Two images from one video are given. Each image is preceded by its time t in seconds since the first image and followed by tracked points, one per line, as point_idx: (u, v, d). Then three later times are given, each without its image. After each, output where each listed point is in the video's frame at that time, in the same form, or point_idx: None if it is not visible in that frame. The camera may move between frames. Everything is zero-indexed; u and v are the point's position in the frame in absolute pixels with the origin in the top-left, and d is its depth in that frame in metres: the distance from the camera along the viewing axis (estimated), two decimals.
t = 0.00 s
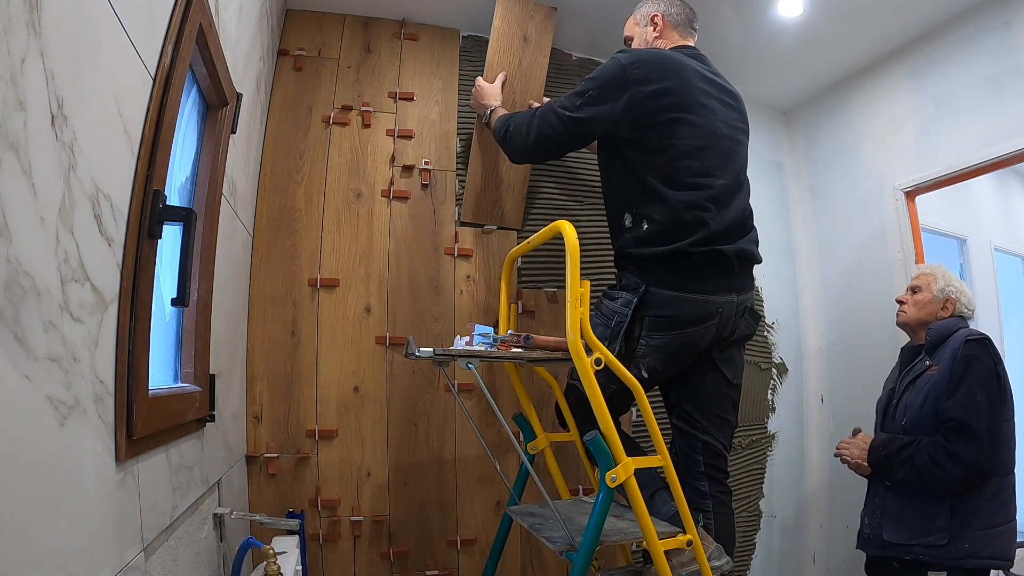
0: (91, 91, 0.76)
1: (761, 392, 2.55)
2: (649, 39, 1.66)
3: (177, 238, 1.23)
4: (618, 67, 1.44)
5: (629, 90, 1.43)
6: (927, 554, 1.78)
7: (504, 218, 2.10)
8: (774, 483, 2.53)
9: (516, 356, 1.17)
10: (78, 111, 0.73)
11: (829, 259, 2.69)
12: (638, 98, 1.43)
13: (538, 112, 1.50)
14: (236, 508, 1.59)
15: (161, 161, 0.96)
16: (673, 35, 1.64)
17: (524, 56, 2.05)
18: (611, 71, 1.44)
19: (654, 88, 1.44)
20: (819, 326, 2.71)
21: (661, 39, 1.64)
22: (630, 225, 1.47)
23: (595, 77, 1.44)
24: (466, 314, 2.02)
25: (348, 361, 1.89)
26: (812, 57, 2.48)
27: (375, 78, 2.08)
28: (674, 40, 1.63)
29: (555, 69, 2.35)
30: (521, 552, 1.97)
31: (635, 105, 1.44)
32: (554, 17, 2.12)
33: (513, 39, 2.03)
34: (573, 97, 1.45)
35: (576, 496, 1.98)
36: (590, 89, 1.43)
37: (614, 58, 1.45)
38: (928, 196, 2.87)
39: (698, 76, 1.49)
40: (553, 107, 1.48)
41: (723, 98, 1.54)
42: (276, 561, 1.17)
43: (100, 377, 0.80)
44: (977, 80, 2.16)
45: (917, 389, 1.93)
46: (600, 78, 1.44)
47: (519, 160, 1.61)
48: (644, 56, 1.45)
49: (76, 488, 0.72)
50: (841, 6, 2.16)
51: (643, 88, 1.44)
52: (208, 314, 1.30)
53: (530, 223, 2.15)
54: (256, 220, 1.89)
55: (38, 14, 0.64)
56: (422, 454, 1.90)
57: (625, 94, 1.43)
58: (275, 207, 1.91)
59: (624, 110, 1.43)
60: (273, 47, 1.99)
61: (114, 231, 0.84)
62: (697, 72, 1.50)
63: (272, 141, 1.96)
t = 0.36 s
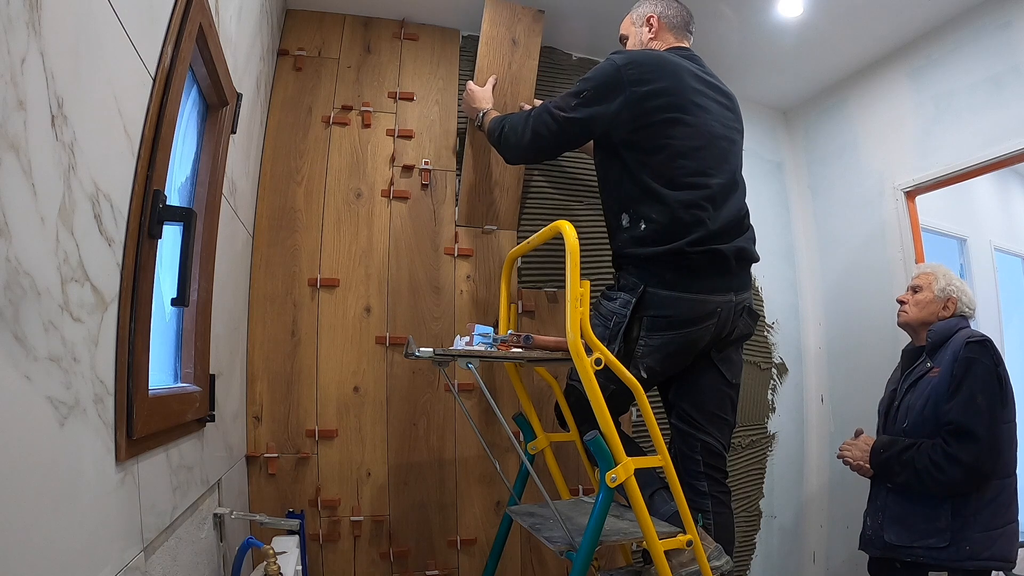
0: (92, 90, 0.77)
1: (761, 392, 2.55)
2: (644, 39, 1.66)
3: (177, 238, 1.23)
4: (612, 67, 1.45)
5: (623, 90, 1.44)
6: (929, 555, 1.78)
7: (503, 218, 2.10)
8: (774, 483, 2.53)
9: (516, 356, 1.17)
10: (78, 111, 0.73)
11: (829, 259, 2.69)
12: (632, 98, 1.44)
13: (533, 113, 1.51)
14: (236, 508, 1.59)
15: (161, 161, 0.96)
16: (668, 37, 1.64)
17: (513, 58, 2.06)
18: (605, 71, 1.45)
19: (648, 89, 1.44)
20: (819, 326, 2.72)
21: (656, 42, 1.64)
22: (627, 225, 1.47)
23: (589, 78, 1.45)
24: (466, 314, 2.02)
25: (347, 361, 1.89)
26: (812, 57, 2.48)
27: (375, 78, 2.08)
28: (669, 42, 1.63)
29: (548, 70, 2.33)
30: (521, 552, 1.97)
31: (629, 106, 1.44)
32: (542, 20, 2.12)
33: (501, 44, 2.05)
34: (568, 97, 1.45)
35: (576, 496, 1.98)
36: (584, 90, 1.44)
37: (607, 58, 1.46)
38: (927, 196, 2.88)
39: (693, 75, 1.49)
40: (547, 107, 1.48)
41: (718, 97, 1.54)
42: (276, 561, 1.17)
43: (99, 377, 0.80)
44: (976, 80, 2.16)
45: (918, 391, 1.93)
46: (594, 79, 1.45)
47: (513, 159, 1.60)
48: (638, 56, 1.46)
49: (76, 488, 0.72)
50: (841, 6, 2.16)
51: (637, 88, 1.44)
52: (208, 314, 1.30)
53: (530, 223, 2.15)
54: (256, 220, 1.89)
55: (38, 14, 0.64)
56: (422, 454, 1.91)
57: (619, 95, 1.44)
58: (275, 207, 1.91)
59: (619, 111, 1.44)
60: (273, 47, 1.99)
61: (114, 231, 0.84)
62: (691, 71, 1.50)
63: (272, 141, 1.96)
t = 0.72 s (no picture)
0: (92, 91, 0.77)
1: (761, 392, 2.55)
2: (644, 36, 1.66)
3: (177, 238, 1.23)
4: (611, 66, 1.46)
5: (621, 89, 1.45)
6: (931, 554, 1.78)
7: (503, 218, 2.10)
8: (774, 483, 2.53)
9: (516, 356, 1.17)
10: (78, 111, 0.73)
11: (829, 259, 2.69)
12: (630, 97, 1.45)
13: (531, 108, 1.54)
14: (236, 508, 1.59)
15: (161, 161, 0.97)
16: (667, 41, 1.64)
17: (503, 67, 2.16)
18: (603, 70, 1.46)
19: (646, 88, 1.44)
20: (819, 326, 2.71)
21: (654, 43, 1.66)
22: (628, 225, 1.47)
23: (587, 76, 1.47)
24: (466, 314, 2.02)
25: (347, 361, 1.89)
26: (812, 57, 2.48)
27: (375, 78, 2.09)
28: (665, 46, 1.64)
29: (545, 69, 2.33)
30: (521, 552, 1.97)
31: (627, 105, 1.45)
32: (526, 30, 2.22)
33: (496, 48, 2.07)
34: (566, 95, 1.48)
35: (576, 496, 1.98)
36: (581, 87, 1.46)
37: (606, 57, 1.47)
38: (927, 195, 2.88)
39: (691, 75, 1.49)
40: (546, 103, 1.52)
41: (717, 97, 1.54)
42: (276, 561, 1.17)
43: (99, 377, 0.80)
44: (976, 80, 2.16)
45: (917, 390, 1.94)
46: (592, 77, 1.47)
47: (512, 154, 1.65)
48: (637, 55, 1.46)
49: (76, 488, 0.72)
50: (841, 6, 2.16)
51: (636, 87, 1.45)
52: (209, 314, 1.30)
53: (530, 223, 2.15)
54: (256, 220, 1.89)
55: (38, 14, 0.64)
56: (422, 454, 1.91)
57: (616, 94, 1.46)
58: (275, 207, 1.91)
59: (616, 109, 1.45)
60: (273, 47, 1.99)
61: (114, 231, 0.84)
62: (690, 71, 1.50)
63: (272, 141, 1.96)
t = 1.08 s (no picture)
0: (93, 92, 0.77)
1: (761, 392, 2.55)
2: (646, 35, 1.67)
3: (177, 238, 1.23)
4: (610, 67, 1.46)
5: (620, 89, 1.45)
6: (928, 548, 1.79)
7: (503, 218, 2.11)
8: (774, 483, 2.53)
9: (516, 356, 1.17)
10: (78, 111, 0.73)
11: (829, 259, 2.69)
12: (629, 97, 1.45)
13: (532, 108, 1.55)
14: (236, 508, 1.59)
15: (160, 161, 0.96)
16: (667, 41, 1.65)
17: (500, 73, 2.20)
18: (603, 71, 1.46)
19: (645, 89, 1.44)
20: (819, 326, 2.71)
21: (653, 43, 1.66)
22: (628, 224, 1.47)
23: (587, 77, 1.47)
24: (466, 314, 2.02)
25: (348, 361, 1.89)
26: (812, 57, 2.48)
27: (375, 78, 2.08)
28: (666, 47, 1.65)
29: (542, 68, 2.33)
30: (521, 552, 1.97)
31: (627, 105, 1.45)
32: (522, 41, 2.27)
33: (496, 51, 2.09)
34: (566, 95, 1.48)
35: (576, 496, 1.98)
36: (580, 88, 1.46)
37: (605, 58, 1.47)
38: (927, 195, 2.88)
39: (691, 75, 1.49)
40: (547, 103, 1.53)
41: (717, 97, 1.54)
42: (276, 561, 1.17)
43: (100, 377, 0.80)
44: (976, 80, 2.17)
45: (916, 385, 1.95)
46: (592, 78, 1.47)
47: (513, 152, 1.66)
48: (637, 56, 1.46)
49: (77, 488, 0.72)
50: (841, 6, 2.16)
51: (635, 87, 1.45)
52: (209, 314, 1.30)
53: (530, 223, 2.14)
54: (256, 220, 1.89)
55: (38, 14, 0.64)
56: (422, 454, 1.91)
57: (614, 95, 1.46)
58: (275, 207, 1.91)
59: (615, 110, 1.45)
60: (273, 47, 1.99)
61: (114, 230, 0.84)
62: (689, 71, 1.49)
63: (272, 141, 1.96)
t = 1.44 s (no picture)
0: (93, 91, 0.77)
1: (761, 392, 2.55)
2: (645, 34, 1.67)
3: (177, 238, 1.23)
4: (609, 65, 1.46)
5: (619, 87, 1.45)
6: (928, 547, 1.79)
7: (503, 218, 2.11)
8: (774, 483, 2.53)
9: (516, 356, 1.17)
10: (78, 111, 0.73)
11: (829, 258, 2.69)
12: (629, 96, 1.45)
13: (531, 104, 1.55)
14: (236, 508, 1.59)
15: (161, 161, 0.97)
16: (667, 40, 1.65)
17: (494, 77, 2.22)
18: (603, 68, 1.46)
19: (645, 87, 1.44)
20: (820, 326, 2.71)
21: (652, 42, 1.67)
22: (627, 223, 1.47)
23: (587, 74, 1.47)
24: (466, 314, 2.02)
25: (347, 361, 1.89)
26: (812, 57, 2.48)
27: (375, 78, 2.08)
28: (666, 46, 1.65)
29: (539, 66, 2.33)
30: (521, 552, 1.97)
31: (626, 105, 1.45)
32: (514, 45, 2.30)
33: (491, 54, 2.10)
34: (565, 92, 1.49)
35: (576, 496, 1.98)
36: (579, 84, 1.47)
37: (605, 56, 1.47)
38: (927, 195, 2.88)
39: (690, 75, 1.49)
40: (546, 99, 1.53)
41: (715, 97, 1.54)
42: (276, 561, 1.17)
43: (99, 377, 0.80)
44: (976, 81, 2.17)
45: (919, 385, 1.95)
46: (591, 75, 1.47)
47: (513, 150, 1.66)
48: (636, 54, 1.46)
49: (76, 488, 0.72)
50: (841, 6, 2.16)
51: (634, 86, 1.45)
52: (209, 314, 1.30)
53: (530, 223, 2.14)
54: (256, 220, 1.89)
55: (38, 15, 0.64)
56: (422, 454, 1.91)
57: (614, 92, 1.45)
58: (275, 207, 1.91)
59: (614, 109, 1.45)
60: (273, 47, 1.99)
61: (115, 230, 0.84)
62: (688, 71, 1.49)
63: (272, 141, 1.96)
